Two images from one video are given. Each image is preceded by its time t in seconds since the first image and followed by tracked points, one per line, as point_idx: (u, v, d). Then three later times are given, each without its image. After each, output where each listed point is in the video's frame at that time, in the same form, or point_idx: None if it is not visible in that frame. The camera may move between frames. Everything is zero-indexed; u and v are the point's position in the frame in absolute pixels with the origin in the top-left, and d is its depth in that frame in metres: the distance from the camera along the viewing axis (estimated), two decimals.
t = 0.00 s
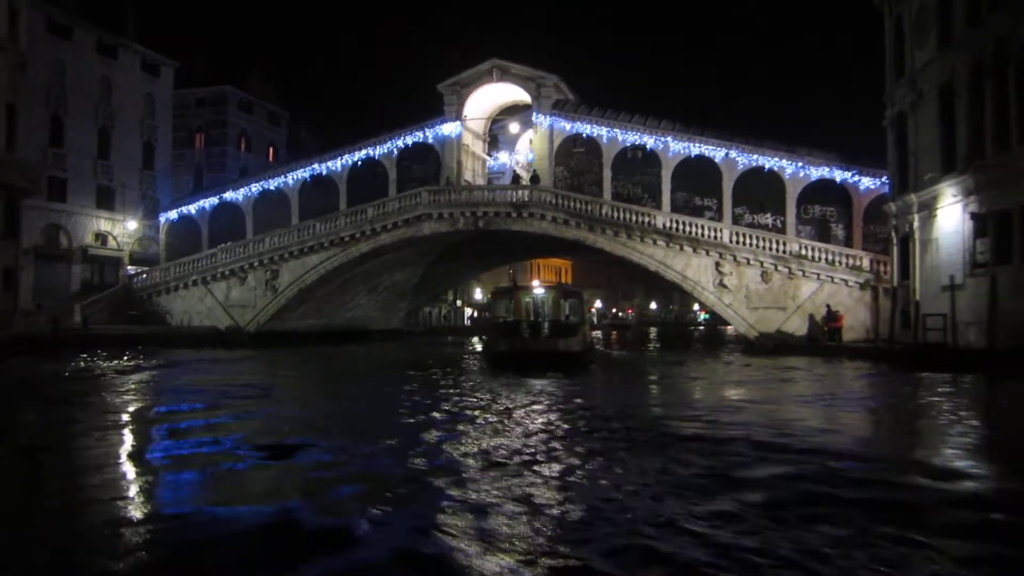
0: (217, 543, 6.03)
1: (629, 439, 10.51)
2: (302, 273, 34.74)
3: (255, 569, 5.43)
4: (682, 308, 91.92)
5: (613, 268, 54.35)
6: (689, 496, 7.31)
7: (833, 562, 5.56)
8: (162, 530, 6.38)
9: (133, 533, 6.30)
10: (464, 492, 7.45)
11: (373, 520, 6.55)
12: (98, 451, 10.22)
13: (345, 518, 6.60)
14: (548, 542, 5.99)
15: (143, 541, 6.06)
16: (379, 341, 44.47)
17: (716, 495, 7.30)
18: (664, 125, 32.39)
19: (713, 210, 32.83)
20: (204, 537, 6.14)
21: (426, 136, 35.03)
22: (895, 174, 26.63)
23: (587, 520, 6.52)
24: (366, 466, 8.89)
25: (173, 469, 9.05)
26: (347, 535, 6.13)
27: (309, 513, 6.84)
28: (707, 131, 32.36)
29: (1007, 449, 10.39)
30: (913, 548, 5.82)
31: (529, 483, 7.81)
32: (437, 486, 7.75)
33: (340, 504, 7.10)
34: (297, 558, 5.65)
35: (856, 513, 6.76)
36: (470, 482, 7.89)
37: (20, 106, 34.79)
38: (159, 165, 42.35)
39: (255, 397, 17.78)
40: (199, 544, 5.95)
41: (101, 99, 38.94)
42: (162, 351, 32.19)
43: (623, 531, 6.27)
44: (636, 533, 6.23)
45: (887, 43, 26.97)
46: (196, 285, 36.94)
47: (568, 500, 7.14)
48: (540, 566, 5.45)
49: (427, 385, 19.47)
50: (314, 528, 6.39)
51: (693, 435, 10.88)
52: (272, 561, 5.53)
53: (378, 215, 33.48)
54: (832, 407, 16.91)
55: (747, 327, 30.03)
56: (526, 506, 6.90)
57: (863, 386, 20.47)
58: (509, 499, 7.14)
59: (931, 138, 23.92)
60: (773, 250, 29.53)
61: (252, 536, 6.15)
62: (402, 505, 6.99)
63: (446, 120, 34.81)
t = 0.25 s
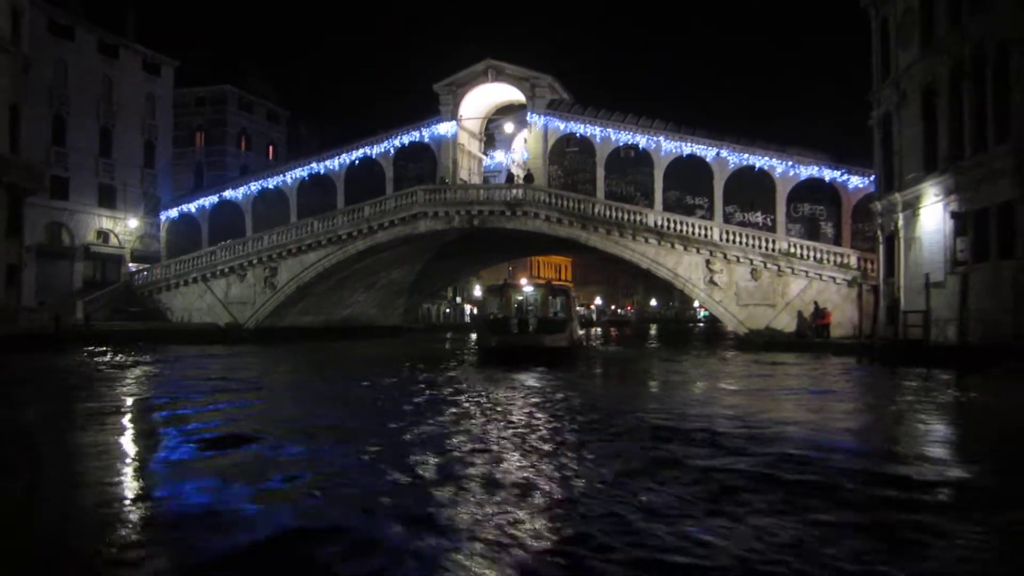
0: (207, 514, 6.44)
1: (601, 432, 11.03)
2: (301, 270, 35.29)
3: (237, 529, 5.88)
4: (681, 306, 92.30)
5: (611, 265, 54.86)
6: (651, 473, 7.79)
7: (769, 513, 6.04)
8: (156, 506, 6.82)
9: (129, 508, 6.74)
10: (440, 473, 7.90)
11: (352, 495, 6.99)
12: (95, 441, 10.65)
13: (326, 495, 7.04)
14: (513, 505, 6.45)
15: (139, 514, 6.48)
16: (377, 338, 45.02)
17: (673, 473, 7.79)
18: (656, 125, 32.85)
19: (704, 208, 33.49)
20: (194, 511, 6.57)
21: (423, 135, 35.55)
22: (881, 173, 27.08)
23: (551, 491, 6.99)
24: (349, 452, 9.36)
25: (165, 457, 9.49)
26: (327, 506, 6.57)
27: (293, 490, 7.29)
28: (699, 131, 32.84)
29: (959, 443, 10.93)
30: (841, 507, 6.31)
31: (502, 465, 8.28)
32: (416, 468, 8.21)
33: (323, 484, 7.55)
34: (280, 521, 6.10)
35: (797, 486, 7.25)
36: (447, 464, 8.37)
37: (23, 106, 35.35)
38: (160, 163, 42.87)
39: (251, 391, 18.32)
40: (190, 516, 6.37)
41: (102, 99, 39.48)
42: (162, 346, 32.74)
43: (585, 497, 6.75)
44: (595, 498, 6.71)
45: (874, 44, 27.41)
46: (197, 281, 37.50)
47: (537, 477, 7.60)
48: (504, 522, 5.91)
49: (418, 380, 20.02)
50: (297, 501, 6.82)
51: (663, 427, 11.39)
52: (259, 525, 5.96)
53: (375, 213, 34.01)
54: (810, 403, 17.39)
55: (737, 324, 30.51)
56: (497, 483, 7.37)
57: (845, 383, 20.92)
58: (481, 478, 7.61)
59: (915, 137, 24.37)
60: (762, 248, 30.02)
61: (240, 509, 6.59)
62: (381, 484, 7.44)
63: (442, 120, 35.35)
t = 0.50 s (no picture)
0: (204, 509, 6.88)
1: (578, 429, 11.50)
2: (299, 271, 35.82)
3: (230, 525, 6.32)
4: (681, 305, 92.72)
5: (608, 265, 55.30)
6: (619, 471, 8.26)
7: (721, 511, 6.49)
8: (155, 501, 7.25)
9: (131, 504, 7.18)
10: (422, 470, 8.35)
11: (338, 491, 7.44)
12: (96, 441, 11.10)
13: (314, 490, 7.48)
14: (487, 501, 6.90)
15: (141, 510, 6.91)
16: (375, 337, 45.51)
17: (639, 470, 8.26)
18: (649, 127, 33.31)
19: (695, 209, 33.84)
20: (191, 506, 7.01)
21: (419, 137, 36.05)
22: (868, 174, 27.52)
23: (523, 487, 7.45)
24: (334, 449, 9.79)
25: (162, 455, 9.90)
26: (315, 502, 7.01)
27: (284, 485, 7.73)
28: (691, 132, 33.31)
29: (920, 439, 11.40)
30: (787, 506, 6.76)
31: (480, 461, 8.74)
32: (399, 464, 8.66)
33: (311, 480, 8.00)
34: (271, 517, 6.53)
35: (754, 484, 7.71)
36: (429, 462, 8.82)
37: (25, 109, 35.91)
38: (161, 165, 43.40)
39: (247, 389, 18.83)
40: (188, 511, 6.80)
41: (104, 102, 40.03)
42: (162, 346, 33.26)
43: (553, 493, 7.20)
44: (563, 494, 7.17)
45: (861, 47, 27.85)
46: (196, 282, 38.06)
47: (512, 474, 8.05)
48: (476, 517, 6.36)
49: (410, 378, 20.52)
50: (287, 496, 7.26)
51: (637, 424, 11.87)
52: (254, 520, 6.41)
53: (372, 214, 34.53)
54: (791, 401, 17.85)
55: (727, 323, 30.96)
56: (473, 480, 7.82)
57: (829, 381, 21.38)
58: (460, 475, 8.07)
59: (899, 139, 24.80)
60: (752, 248, 30.48)
61: (233, 505, 7.01)
62: (366, 480, 7.89)
63: (438, 122, 35.83)
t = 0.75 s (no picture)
0: (202, 509, 7.10)
1: (556, 426, 11.98)
2: (297, 272, 36.36)
3: (228, 521, 6.58)
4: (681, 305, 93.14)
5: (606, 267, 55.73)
6: (595, 465, 8.64)
7: (685, 503, 6.89)
8: (154, 501, 7.50)
9: (131, 505, 7.37)
10: (409, 465, 8.78)
11: (328, 483, 7.91)
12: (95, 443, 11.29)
13: (307, 487, 7.77)
14: (467, 493, 7.32)
15: (141, 511, 7.11)
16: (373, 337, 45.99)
17: (614, 465, 8.63)
18: (641, 130, 33.79)
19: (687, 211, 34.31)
20: (190, 505, 7.26)
21: (415, 140, 36.56)
22: (854, 176, 28.00)
23: (505, 481, 7.80)
24: (320, 445, 10.21)
25: (160, 454, 10.31)
26: (307, 495, 7.42)
27: (279, 483, 8.00)
28: (682, 135, 33.78)
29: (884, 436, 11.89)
30: (748, 497, 7.17)
31: (462, 458, 9.10)
32: (386, 461, 9.00)
33: (303, 477, 8.29)
34: (269, 513, 6.79)
35: (714, 476, 8.16)
36: (414, 457, 9.26)
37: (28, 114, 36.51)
38: (161, 168, 43.95)
39: (243, 389, 19.33)
40: (186, 511, 7.04)
41: (105, 107, 40.61)
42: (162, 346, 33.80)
43: (533, 486, 7.56)
44: (541, 487, 7.53)
45: (847, 52, 28.33)
46: (196, 284, 38.61)
47: (493, 468, 8.42)
48: (462, 509, 6.70)
49: (401, 379, 21.02)
50: (282, 494, 7.53)
51: (612, 423, 12.37)
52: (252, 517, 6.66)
53: (368, 216, 35.05)
54: (772, 399, 18.34)
55: (718, 323, 31.42)
56: (455, 473, 8.26)
57: (813, 380, 21.86)
58: (442, 468, 8.51)
59: (883, 142, 25.27)
60: (742, 250, 30.97)
61: (229, 502, 7.28)
62: (356, 476, 8.20)
63: (434, 126, 36.33)
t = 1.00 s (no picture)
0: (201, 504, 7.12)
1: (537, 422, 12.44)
2: (295, 272, 36.87)
3: (225, 515, 6.74)
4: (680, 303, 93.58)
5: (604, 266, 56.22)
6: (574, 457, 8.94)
7: (654, 490, 7.22)
8: (152, 492, 7.67)
9: (127, 497, 7.48)
10: (391, 456, 9.23)
11: (318, 473, 8.26)
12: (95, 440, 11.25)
13: (301, 480, 7.96)
14: (447, 481, 7.73)
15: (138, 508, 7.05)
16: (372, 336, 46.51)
17: (592, 457, 8.95)
18: (634, 131, 34.26)
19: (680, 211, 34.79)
20: (187, 498, 7.39)
21: (411, 141, 37.05)
22: (841, 177, 28.44)
23: (489, 472, 8.07)
24: (310, 437, 10.71)
25: (155, 446, 10.81)
26: (297, 484, 7.76)
27: (274, 478, 8.14)
28: (674, 136, 34.26)
29: (851, 430, 12.38)
30: (714, 484, 7.52)
31: (446, 451, 9.42)
32: (370, 453, 9.46)
33: (296, 471, 8.49)
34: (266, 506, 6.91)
35: (679, 465, 8.59)
36: (396, 449, 9.71)
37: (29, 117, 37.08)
38: (161, 169, 44.48)
39: (240, 387, 19.86)
40: (183, 501, 7.25)
41: (105, 109, 41.14)
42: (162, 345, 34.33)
43: (515, 476, 7.83)
44: (522, 477, 7.82)
45: (834, 54, 28.75)
46: (196, 283, 39.15)
47: (473, 459, 8.84)
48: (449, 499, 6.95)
49: (395, 377, 21.55)
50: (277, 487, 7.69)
51: (589, 419, 12.86)
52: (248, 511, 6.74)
53: (365, 217, 35.57)
54: (754, 396, 18.82)
55: (708, 322, 31.92)
56: (437, 463, 8.67)
57: (798, 377, 22.33)
58: (424, 459, 8.94)
59: (869, 143, 25.70)
60: (732, 249, 31.45)
61: (225, 492, 7.54)
62: (348, 470, 8.41)
63: (429, 127, 36.82)
